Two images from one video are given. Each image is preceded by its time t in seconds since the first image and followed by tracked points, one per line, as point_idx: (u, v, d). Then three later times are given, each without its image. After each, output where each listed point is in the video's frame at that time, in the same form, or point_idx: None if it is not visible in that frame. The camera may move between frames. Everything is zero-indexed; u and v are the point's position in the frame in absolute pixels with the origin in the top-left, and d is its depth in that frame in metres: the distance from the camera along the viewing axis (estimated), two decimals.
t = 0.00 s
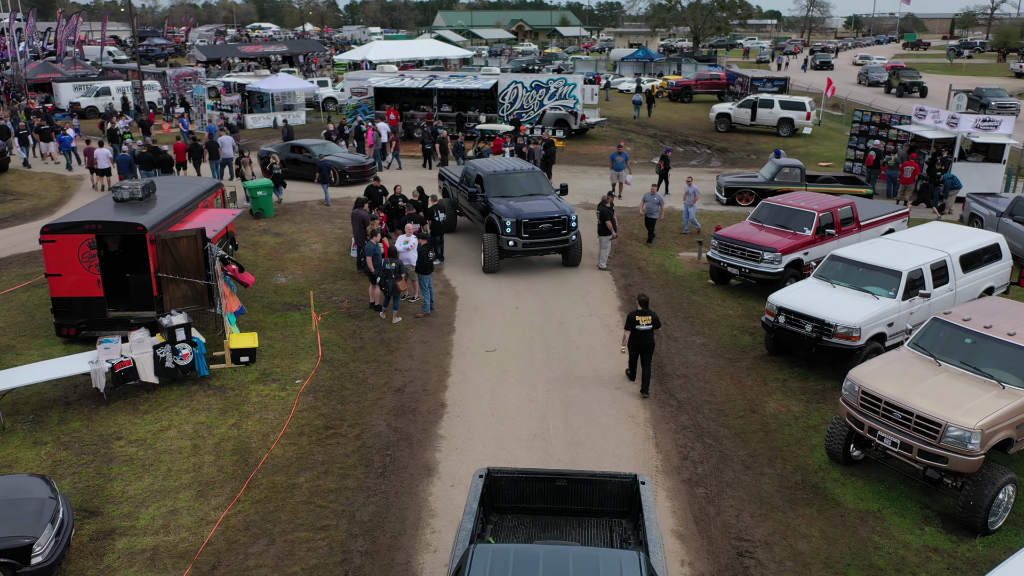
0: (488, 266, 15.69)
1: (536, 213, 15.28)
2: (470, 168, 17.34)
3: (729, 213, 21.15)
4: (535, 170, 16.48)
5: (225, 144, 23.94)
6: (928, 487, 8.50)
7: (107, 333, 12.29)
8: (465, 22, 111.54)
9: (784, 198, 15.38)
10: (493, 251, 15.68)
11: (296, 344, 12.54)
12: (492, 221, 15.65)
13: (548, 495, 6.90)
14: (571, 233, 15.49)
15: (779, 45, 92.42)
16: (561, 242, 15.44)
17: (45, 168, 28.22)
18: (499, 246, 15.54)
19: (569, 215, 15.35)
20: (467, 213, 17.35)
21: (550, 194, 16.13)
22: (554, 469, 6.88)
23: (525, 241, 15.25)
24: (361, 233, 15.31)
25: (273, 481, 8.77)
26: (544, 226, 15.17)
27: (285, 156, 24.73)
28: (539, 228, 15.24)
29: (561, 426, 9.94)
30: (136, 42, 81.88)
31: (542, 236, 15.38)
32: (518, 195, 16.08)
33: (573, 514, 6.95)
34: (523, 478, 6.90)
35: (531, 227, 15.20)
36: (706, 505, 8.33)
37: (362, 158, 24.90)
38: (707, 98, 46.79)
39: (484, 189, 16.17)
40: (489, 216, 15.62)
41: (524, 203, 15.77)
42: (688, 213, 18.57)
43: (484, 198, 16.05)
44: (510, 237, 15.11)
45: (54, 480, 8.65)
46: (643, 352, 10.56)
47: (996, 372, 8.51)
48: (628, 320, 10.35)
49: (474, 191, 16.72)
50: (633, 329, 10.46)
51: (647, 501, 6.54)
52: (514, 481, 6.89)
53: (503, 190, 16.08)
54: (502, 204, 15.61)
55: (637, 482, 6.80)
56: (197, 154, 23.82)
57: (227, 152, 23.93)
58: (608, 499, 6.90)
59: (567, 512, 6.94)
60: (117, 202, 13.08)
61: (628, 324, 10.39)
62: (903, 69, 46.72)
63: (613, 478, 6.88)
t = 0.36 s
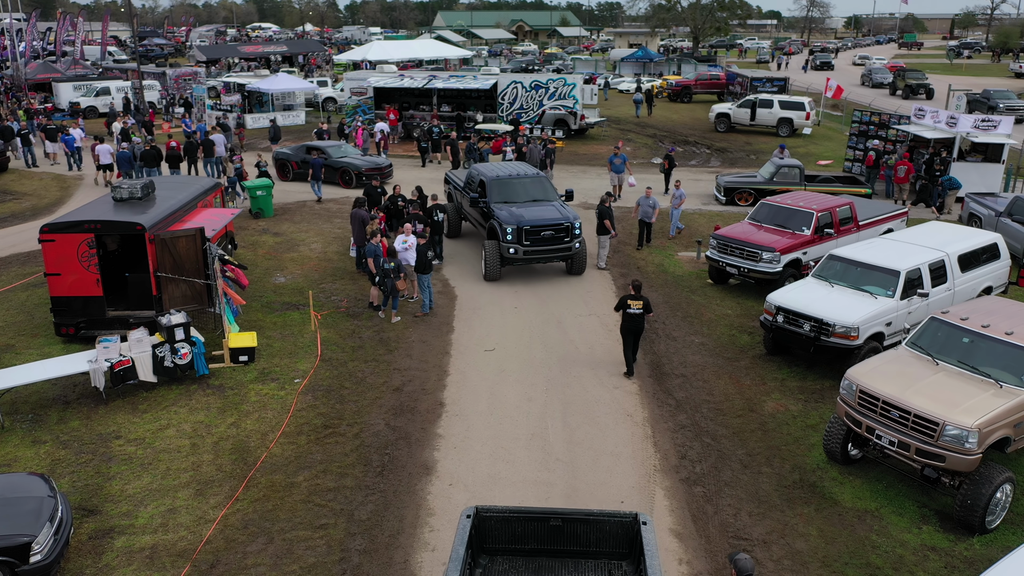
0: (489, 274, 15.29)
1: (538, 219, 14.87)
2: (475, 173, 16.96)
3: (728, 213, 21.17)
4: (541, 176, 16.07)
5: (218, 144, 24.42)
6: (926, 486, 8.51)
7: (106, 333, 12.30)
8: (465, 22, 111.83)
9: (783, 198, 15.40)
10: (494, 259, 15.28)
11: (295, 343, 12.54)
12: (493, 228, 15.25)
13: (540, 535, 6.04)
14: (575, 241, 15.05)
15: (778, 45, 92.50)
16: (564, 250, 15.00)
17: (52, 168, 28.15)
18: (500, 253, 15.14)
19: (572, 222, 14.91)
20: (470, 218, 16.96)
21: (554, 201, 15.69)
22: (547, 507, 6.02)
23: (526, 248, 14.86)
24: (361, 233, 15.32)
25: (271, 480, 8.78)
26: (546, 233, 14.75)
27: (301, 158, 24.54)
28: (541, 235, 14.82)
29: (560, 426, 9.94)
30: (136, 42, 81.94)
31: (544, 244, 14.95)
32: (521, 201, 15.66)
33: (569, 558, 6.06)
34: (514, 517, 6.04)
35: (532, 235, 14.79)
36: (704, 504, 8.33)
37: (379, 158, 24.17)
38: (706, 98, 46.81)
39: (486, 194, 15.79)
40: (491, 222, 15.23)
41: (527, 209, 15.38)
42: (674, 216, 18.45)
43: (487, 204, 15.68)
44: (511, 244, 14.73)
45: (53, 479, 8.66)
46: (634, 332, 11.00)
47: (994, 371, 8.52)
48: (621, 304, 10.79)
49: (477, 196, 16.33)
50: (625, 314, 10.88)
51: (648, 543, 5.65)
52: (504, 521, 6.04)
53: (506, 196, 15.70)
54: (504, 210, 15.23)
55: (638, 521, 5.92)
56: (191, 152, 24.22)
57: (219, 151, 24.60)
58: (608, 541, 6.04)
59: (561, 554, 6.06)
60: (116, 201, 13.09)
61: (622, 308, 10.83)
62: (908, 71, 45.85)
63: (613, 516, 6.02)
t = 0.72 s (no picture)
0: (492, 283, 14.86)
1: (542, 226, 14.43)
2: (479, 178, 16.52)
3: (728, 213, 21.17)
4: (547, 181, 15.63)
5: (213, 141, 24.88)
6: (927, 486, 8.51)
7: (107, 333, 12.29)
8: (466, 23, 111.94)
9: (784, 198, 15.39)
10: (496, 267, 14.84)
11: (296, 344, 12.53)
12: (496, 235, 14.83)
13: None
14: (580, 249, 14.58)
15: (779, 45, 92.46)
16: (569, 258, 14.51)
17: (60, 168, 28.05)
18: (503, 261, 14.69)
19: (578, 230, 14.44)
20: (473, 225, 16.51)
21: (560, 208, 15.23)
22: (547, 558, 5.75)
23: (529, 256, 14.41)
24: (361, 233, 15.31)
25: (272, 481, 8.78)
26: (550, 241, 14.31)
27: (317, 159, 24.44)
28: (546, 243, 14.34)
29: (562, 427, 9.93)
30: (135, 43, 81.92)
31: (549, 253, 14.48)
32: (525, 208, 15.19)
33: None
34: (509, 567, 5.72)
35: (536, 242, 14.33)
36: (705, 504, 8.34)
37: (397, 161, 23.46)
38: (706, 98, 46.80)
39: (490, 200, 15.36)
40: (494, 229, 14.80)
41: (532, 215, 14.96)
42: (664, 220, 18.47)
43: (490, 209, 15.25)
44: (514, 251, 14.28)
45: (54, 480, 8.66)
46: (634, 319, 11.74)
47: (996, 372, 8.51)
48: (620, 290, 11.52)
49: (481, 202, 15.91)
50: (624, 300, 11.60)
51: None
52: (499, 571, 5.71)
53: (510, 202, 15.28)
54: (507, 217, 14.82)
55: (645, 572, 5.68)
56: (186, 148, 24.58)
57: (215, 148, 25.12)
58: None
59: None
60: (116, 201, 13.09)
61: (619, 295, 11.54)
62: (916, 72, 44.93)
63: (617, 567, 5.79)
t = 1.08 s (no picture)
0: (493, 291, 14.44)
1: (545, 233, 13.97)
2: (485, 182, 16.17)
3: (729, 212, 21.20)
4: (553, 188, 15.21)
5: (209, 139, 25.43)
6: (930, 484, 8.52)
7: (110, 331, 12.29)
8: (466, 23, 112.02)
9: (786, 197, 15.41)
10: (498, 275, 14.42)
11: (298, 342, 12.54)
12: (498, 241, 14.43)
13: None
14: (584, 257, 14.11)
15: (778, 45, 92.50)
16: (572, 267, 14.03)
17: (67, 168, 27.95)
18: (504, 269, 14.25)
19: (582, 237, 13.98)
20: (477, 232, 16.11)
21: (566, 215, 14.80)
22: None
23: (532, 263, 13.98)
24: (363, 232, 15.33)
25: (276, 478, 8.79)
26: (553, 248, 13.85)
27: (335, 161, 24.07)
28: (548, 250, 13.88)
29: (565, 425, 9.93)
30: (136, 43, 81.86)
31: (552, 260, 14.02)
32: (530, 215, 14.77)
33: None
34: None
35: (538, 249, 13.89)
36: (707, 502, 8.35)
37: (416, 163, 22.95)
38: (707, 98, 46.82)
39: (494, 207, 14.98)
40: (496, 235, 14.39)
41: (536, 222, 14.55)
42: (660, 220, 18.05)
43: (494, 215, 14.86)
44: (515, 258, 13.83)
45: (58, 477, 8.67)
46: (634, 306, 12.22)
47: (998, 369, 8.53)
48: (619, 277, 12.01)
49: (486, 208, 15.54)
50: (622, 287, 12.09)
51: None
52: None
53: (514, 208, 14.87)
54: (510, 223, 14.41)
55: None
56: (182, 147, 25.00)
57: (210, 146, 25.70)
58: None
59: None
60: (119, 200, 13.11)
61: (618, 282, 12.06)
62: (924, 74, 44.14)
63: None
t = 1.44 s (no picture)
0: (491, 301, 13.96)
1: (545, 242, 13.47)
2: (490, 189, 15.91)
3: (730, 212, 21.22)
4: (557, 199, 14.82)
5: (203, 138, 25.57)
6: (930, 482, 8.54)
7: (111, 330, 12.30)
8: (466, 23, 112.04)
9: (786, 196, 15.42)
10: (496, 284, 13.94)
11: (299, 341, 12.55)
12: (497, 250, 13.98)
13: None
14: (586, 267, 13.55)
15: (778, 45, 92.56)
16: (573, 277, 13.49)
17: (71, 168, 27.94)
18: (502, 279, 13.77)
19: (583, 247, 13.44)
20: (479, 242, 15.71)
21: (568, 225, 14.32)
22: None
23: (530, 273, 13.47)
24: (364, 231, 15.35)
25: (277, 476, 8.80)
26: (552, 257, 13.34)
27: (351, 162, 23.75)
28: (548, 260, 13.37)
29: (565, 424, 9.93)
30: (135, 42, 81.78)
31: (551, 270, 13.50)
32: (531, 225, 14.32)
33: None
34: None
35: (537, 259, 13.40)
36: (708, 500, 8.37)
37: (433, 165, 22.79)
38: (707, 98, 46.86)
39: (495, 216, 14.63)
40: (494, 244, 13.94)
41: (537, 230, 14.15)
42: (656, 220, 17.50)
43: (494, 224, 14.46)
44: (513, 268, 13.35)
45: (59, 475, 8.68)
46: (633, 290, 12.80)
47: (998, 367, 8.55)
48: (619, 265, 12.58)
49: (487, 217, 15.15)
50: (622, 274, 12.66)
51: None
52: None
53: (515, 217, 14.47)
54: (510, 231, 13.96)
55: None
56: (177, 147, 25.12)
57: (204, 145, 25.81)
58: None
59: None
60: (120, 199, 13.12)
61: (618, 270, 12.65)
62: (932, 74, 44.08)
63: None
